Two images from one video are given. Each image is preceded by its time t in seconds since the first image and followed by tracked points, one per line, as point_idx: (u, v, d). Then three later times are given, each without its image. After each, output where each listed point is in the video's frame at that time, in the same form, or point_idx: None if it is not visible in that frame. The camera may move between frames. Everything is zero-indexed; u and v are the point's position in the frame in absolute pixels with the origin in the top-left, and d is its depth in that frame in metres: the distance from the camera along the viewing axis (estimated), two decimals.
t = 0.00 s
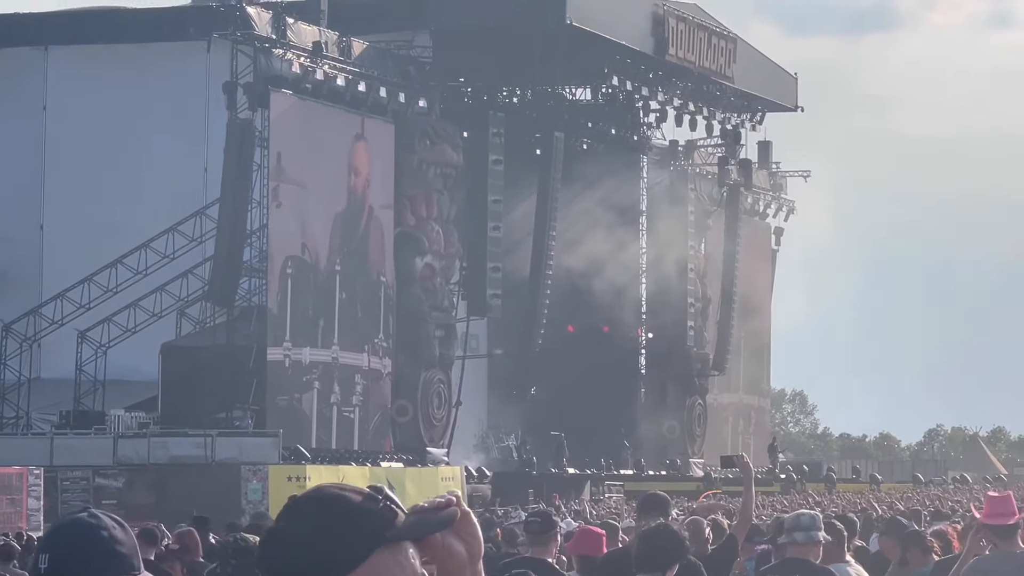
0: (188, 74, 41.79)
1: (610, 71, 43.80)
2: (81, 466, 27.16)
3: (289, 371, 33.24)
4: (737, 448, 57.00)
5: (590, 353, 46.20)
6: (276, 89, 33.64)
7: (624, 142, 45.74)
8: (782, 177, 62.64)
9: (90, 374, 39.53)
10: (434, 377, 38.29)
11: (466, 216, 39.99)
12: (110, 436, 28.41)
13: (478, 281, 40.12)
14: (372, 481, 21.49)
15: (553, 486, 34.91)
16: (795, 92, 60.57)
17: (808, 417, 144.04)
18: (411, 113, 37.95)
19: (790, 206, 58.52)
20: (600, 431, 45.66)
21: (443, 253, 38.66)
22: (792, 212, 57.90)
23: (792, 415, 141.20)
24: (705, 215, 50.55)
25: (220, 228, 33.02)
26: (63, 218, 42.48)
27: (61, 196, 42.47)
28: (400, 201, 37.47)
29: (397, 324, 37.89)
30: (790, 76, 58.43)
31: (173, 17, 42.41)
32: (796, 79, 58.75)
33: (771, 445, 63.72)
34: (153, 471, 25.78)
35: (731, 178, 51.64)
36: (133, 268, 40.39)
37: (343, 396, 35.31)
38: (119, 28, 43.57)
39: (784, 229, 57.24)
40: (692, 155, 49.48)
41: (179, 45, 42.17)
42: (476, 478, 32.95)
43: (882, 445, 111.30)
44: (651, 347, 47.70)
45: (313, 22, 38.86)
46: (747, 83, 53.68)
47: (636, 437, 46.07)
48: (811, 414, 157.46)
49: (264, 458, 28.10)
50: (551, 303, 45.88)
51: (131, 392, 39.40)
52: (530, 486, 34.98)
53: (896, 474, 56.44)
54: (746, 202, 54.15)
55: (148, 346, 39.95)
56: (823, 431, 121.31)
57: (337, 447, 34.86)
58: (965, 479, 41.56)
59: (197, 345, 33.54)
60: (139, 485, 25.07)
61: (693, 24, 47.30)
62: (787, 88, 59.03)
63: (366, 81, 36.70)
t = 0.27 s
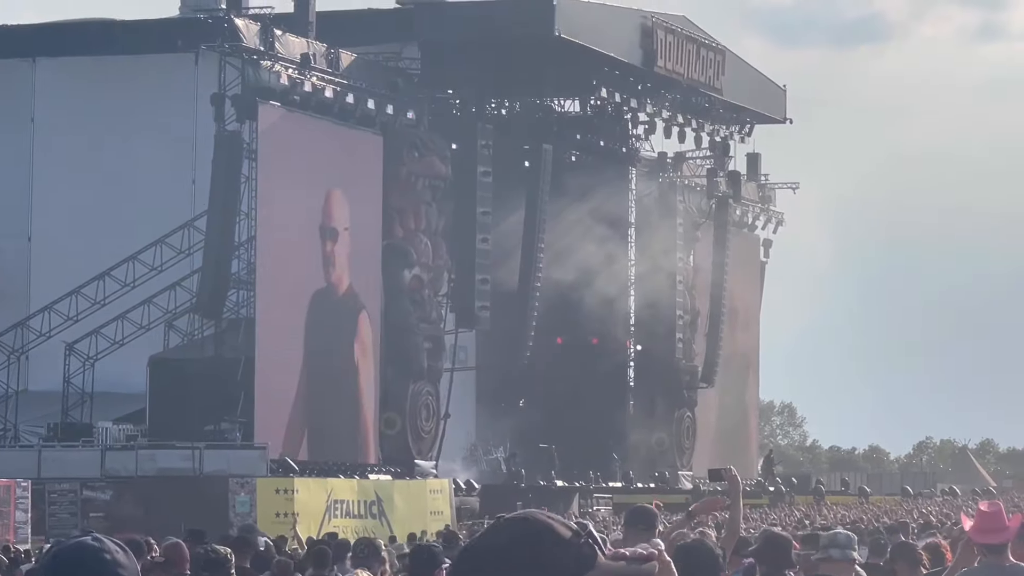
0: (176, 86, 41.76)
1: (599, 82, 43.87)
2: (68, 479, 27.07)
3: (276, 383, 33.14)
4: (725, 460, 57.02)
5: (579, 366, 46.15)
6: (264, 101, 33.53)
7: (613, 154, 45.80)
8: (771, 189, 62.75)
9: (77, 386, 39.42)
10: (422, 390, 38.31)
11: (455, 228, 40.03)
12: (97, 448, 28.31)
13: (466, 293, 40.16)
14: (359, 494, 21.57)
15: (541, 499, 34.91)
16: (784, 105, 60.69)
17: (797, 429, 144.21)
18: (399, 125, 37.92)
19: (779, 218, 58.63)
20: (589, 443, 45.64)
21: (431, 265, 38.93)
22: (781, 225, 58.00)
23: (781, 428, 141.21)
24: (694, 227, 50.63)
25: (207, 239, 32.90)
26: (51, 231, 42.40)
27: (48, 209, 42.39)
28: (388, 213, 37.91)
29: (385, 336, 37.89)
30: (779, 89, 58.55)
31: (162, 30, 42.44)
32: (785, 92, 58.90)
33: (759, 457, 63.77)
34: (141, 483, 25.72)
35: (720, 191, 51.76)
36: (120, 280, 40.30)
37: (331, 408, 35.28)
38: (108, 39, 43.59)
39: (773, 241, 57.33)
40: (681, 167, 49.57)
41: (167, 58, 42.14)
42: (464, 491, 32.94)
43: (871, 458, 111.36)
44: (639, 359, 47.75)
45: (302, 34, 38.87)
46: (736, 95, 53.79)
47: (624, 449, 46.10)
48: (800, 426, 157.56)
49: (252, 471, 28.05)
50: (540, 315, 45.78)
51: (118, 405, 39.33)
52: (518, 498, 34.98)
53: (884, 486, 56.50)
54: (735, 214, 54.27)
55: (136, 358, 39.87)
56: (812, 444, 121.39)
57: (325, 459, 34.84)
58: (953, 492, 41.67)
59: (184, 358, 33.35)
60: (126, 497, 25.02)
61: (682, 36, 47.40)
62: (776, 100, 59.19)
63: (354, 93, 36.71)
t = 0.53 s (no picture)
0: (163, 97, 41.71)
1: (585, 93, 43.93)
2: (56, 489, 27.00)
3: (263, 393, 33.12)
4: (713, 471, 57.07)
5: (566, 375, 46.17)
6: (252, 112, 33.49)
7: (599, 164, 45.86)
8: (758, 200, 62.86)
9: (65, 397, 39.34)
10: (409, 401, 38.31)
11: (442, 239, 40.05)
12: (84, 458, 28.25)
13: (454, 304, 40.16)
14: (346, 504, 21.56)
15: (529, 509, 34.92)
16: (770, 115, 60.81)
17: (784, 440, 144.39)
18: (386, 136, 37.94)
19: (767, 229, 58.73)
20: (576, 454, 45.64)
21: (419, 276, 38.89)
22: (769, 235, 58.13)
23: (769, 439, 141.18)
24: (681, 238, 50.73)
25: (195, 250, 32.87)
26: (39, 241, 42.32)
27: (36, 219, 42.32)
28: (375, 224, 37.95)
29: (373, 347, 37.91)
30: (765, 99, 58.67)
31: (150, 40, 42.36)
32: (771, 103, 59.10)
33: (747, 469, 63.81)
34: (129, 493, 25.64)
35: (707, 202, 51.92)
36: (108, 290, 40.22)
37: (318, 418, 35.25)
38: (95, 49, 43.42)
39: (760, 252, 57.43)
40: (668, 178, 49.66)
41: (155, 69, 42.06)
42: (452, 501, 32.95)
43: (858, 468, 111.44)
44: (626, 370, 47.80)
45: (289, 45, 38.89)
46: (722, 105, 53.90)
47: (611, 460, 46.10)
48: (788, 437, 157.68)
49: (238, 481, 28.02)
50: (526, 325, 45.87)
51: (106, 416, 39.23)
52: (507, 509, 34.99)
53: (873, 496, 56.56)
54: (722, 225, 54.42)
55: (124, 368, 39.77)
56: (800, 455, 121.46)
57: (312, 470, 34.84)
58: (939, 502, 41.84)
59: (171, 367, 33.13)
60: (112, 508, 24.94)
61: (668, 46, 47.49)
62: (763, 111, 59.41)
63: (341, 103, 36.75)
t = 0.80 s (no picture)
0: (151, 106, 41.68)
1: (573, 103, 44.00)
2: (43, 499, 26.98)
3: (250, 403, 33.13)
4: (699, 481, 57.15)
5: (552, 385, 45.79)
6: (239, 121, 33.44)
7: (586, 174, 45.96)
8: (745, 209, 62.98)
9: (52, 406, 39.32)
10: (396, 410, 38.35)
11: (429, 248, 40.11)
12: (71, 468, 28.22)
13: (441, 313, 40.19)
14: (333, 514, 21.60)
15: (516, 518, 34.97)
16: (757, 125, 60.95)
17: (772, 449, 144.54)
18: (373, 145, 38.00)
19: (754, 238, 58.86)
20: (563, 463, 45.69)
21: (406, 285, 38.95)
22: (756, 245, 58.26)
23: (756, 448, 141.22)
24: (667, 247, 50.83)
25: (182, 259, 32.86)
26: (26, 250, 42.28)
27: (24, 229, 42.28)
28: (362, 234, 38.00)
29: (360, 356, 37.93)
30: (752, 109, 58.81)
31: (137, 48, 42.30)
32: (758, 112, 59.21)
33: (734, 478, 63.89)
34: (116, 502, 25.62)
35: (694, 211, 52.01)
36: (95, 300, 40.20)
37: (304, 427, 35.27)
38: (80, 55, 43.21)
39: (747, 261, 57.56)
40: (655, 187, 49.75)
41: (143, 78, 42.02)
42: (439, 511, 33.00)
43: (845, 477, 111.51)
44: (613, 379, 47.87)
45: (276, 54, 38.93)
46: (709, 115, 54.02)
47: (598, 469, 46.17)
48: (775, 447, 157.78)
49: (226, 491, 28.04)
50: (513, 335, 45.94)
51: (93, 425, 39.22)
52: (493, 519, 35.05)
53: (859, 506, 56.67)
54: (709, 235, 54.52)
55: (110, 378, 39.75)
56: (786, 464, 121.52)
57: (298, 479, 34.86)
58: (925, 512, 41.96)
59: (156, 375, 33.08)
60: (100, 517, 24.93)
61: (656, 56, 47.59)
62: (750, 121, 59.53)
63: (328, 113, 36.81)
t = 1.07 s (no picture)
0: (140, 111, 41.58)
1: (562, 108, 44.01)
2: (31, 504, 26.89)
3: (239, 409, 33.08)
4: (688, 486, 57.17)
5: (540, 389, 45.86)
6: (228, 127, 33.42)
7: (576, 179, 45.97)
8: (734, 215, 63.04)
9: (40, 411, 39.22)
10: (386, 416, 38.32)
11: (418, 254, 40.09)
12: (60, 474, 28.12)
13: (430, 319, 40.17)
14: (323, 519, 21.56)
15: (506, 524, 34.97)
16: (746, 130, 61.03)
17: (760, 454, 144.59)
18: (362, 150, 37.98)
19: (743, 244, 58.91)
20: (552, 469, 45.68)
21: (395, 290, 38.92)
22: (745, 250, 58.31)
23: (745, 454, 141.23)
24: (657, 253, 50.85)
25: (171, 264, 32.80)
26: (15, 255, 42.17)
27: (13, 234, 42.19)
28: (352, 239, 37.97)
29: (348, 362, 37.94)
30: (742, 114, 58.88)
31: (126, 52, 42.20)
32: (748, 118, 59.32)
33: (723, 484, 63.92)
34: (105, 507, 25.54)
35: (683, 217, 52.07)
36: (84, 305, 40.08)
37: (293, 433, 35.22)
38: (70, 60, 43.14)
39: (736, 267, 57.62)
40: (644, 193, 49.78)
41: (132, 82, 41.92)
42: (428, 516, 32.97)
43: (834, 484, 111.58)
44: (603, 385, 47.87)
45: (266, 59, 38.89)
46: (699, 121, 54.08)
47: (587, 475, 46.16)
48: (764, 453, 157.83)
49: (215, 496, 27.98)
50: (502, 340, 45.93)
51: (82, 431, 39.14)
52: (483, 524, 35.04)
53: (848, 511, 56.74)
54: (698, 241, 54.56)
55: (99, 383, 39.65)
56: (775, 470, 121.57)
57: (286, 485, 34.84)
58: (915, 517, 41.99)
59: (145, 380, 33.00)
60: (89, 523, 24.85)
61: (645, 61, 47.63)
62: (740, 127, 59.61)
63: (318, 118, 36.78)
